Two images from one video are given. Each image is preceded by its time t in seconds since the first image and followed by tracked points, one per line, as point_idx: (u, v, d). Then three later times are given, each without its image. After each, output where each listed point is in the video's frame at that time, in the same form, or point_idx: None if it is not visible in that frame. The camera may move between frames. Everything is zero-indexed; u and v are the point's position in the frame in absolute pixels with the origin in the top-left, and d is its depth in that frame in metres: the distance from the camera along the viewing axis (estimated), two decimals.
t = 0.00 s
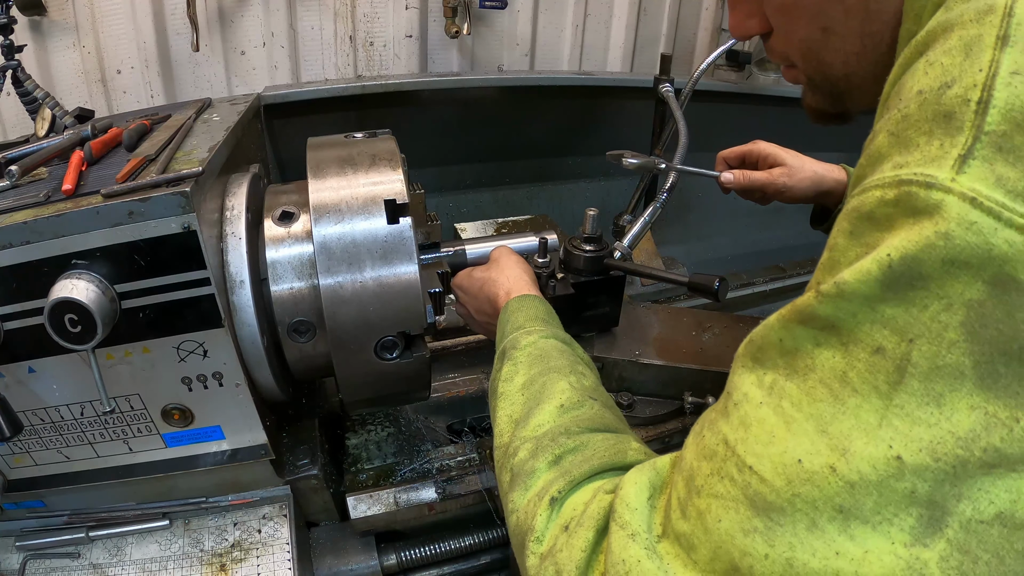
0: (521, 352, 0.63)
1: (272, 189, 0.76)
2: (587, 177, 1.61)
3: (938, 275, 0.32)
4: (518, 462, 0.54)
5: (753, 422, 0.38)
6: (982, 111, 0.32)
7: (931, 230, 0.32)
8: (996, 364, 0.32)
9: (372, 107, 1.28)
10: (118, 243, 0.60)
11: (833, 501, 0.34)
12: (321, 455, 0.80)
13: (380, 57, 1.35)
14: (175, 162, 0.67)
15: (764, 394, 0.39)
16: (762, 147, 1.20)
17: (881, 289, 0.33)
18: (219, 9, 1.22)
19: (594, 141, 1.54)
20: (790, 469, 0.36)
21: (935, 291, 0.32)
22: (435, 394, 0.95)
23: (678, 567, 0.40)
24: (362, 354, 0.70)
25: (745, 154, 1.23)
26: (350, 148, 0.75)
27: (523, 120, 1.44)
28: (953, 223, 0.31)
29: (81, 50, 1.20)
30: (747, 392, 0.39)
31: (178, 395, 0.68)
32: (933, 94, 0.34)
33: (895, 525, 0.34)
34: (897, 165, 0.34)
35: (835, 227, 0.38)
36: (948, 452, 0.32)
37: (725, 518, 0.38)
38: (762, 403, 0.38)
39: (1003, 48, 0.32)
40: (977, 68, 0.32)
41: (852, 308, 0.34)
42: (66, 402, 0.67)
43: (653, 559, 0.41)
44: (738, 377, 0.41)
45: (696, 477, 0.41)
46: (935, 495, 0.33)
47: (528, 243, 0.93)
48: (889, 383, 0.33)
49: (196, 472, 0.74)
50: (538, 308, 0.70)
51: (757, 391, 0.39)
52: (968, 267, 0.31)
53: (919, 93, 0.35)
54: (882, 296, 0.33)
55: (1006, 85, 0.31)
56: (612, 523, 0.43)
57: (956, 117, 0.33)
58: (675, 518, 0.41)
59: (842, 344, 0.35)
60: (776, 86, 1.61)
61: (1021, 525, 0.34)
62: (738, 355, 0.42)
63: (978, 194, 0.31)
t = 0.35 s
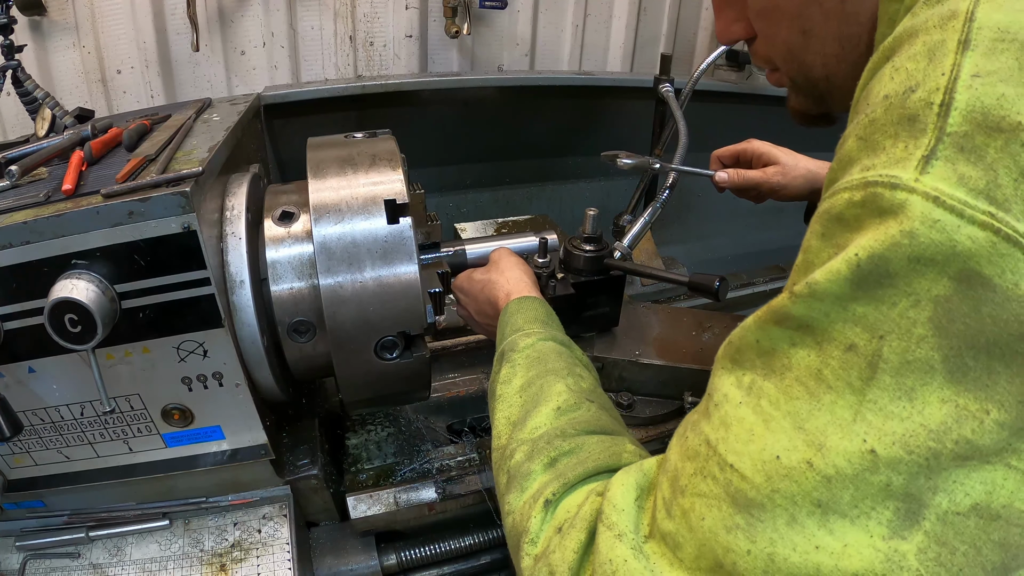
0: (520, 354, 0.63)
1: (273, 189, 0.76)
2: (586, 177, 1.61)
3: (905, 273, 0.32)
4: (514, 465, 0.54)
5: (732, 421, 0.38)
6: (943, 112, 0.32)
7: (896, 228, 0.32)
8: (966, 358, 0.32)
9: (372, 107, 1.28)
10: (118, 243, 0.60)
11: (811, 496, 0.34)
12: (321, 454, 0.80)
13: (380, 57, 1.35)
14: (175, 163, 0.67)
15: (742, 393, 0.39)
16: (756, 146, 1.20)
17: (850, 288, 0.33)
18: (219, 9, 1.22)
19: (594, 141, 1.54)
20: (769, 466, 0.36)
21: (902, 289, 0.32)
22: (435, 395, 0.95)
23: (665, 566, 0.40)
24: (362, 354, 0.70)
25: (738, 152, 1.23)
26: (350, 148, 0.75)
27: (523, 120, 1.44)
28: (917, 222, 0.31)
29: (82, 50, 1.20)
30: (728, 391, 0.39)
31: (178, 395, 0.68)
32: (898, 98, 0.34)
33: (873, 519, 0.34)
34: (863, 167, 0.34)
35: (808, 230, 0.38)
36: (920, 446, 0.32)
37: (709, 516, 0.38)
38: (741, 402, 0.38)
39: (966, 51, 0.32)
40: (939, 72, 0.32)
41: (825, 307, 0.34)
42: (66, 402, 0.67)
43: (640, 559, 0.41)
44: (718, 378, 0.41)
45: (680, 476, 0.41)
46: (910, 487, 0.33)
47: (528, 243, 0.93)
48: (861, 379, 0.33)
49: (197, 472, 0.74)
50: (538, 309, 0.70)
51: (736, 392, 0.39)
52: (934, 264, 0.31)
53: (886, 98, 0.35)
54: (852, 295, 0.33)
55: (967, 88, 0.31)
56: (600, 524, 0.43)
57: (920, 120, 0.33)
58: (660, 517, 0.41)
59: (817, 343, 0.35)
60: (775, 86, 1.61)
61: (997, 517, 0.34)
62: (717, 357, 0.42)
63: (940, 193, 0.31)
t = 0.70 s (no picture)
0: (520, 354, 0.63)
1: (273, 189, 0.76)
2: (586, 177, 1.61)
3: (901, 276, 0.32)
4: (513, 464, 0.54)
5: (729, 422, 0.38)
6: (939, 115, 0.32)
7: (892, 231, 0.32)
8: (961, 361, 0.32)
9: (372, 107, 1.28)
10: (118, 243, 0.60)
11: (807, 497, 0.34)
12: (321, 455, 0.80)
13: (380, 57, 1.35)
14: (175, 162, 0.67)
15: (739, 395, 0.39)
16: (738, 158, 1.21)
17: (847, 291, 0.33)
18: (219, 9, 1.22)
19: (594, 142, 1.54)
20: (765, 467, 0.36)
21: (898, 292, 0.32)
22: (435, 395, 0.96)
23: (662, 567, 0.40)
24: (362, 354, 0.70)
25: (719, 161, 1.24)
26: (351, 148, 0.75)
27: (523, 120, 1.44)
28: (912, 225, 0.31)
29: (82, 50, 1.20)
30: (726, 394, 0.39)
31: (179, 395, 0.68)
32: (894, 101, 0.34)
33: (868, 520, 0.34)
34: (860, 170, 0.34)
35: (806, 232, 0.38)
36: (915, 447, 0.32)
37: (705, 517, 0.38)
38: (738, 404, 0.38)
39: (962, 54, 0.32)
40: (935, 75, 0.32)
41: (822, 309, 0.34)
42: (66, 402, 0.67)
43: (637, 559, 0.41)
44: (716, 378, 0.41)
45: (676, 477, 0.41)
46: (906, 489, 0.33)
47: (528, 243, 0.93)
48: (858, 381, 0.33)
49: (197, 472, 0.74)
50: (538, 309, 0.70)
51: (734, 393, 0.39)
52: (929, 267, 0.31)
53: (882, 101, 0.35)
54: (848, 297, 0.33)
55: (962, 91, 0.31)
56: (598, 524, 0.44)
57: (916, 123, 0.33)
58: (657, 518, 0.41)
59: (814, 345, 0.35)
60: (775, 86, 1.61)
61: (996, 517, 0.34)
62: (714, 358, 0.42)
63: (935, 197, 0.31)
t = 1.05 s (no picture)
0: (520, 352, 0.63)
1: (273, 189, 0.76)
2: (586, 177, 1.61)
3: (925, 270, 0.32)
4: (516, 461, 0.54)
5: (746, 416, 0.38)
6: (964, 111, 0.32)
7: (916, 225, 0.32)
8: (982, 355, 0.32)
9: (372, 107, 1.28)
10: (118, 243, 0.60)
11: (826, 491, 0.34)
12: (321, 455, 0.80)
13: (380, 57, 1.35)
14: (175, 163, 0.67)
15: (756, 390, 0.39)
16: (709, 171, 1.21)
17: (869, 284, 0.33)
18: (219, 9, 1.22)
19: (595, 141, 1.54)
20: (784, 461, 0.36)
21: (922, 286, 0.32)
22: (435, 395, 0.96)
23: (674, 563, 0.40)
24: (361, 354, 0.70)
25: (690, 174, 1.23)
26: (351, 147, 0.75)
27: (523, 120, 1.44)
28: (937, 219, 0.31)
29: (82, 50, 1.20)
30: (741, 388, 0.39)
31: (179, 395, 0.68)
32: (918, 97, 0.34)
33: (887, 516, 0.34)
34: (883, 165, 0.35)
35: (826, 226, 0.38)
36: (937, 442, 0.32)
37: (720, 512, 0.38)
38: (755, 398, 0.38)
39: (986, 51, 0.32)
40: (959, 71, 0.32)
41: (843, 302, 0.34)
42: (66, 402, 0.67)
43: (648, 553, 0.41)
44: (732, 373, 0.41)
45: (689, 471, 0.41)
46: (925, 484, 0.33)
47: (528, 243, 0.93)
48: (879, 375, 0.33)
49: (196, 473, 0.74)
50: (537, 308, 0.70)
51: (750, 387, 0.39)
52: (954, 261, 0.31)
53: (905, 97, 0.35)
54: (871, 290, 0.33)
55: (987, 87, 0.31)
56: (608, 518, 0.44)
57: (939, 119, 0.33)
58: (668, 513, 0.41)
59: (833, 338, 0.35)
60: (776, 86, 1.61)
61: (1014, 514, 0.34)
62: (731, 351, 0.42)
63: (961, 190, 0.31)
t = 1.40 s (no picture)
0: (520, 352, 0.63)
1: (273, 189, 0.76)
2: (587, 177, 1.61)
3: (931, 276, 0.32)
4: (516, 462, 0.54)
5: (747, 421, 0.38)
6: (973, 115, 0.32)
7: (922, 231, 0.32)
8: (987, 363, 0.32)
9: (372, 107, 1.28)
10: (118, 243, 0.60)
11: (827, 499, 0.34)
12: (321, 455, 0.80)
13: (380, 57, 1.35)
14: (175, 163, 0.67)
15: (758, 394, 0.39)
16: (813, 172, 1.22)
17: (874, 290, 0.33)
18: (219, 9, 1.22)
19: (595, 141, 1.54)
20: (785, 468, 0.36)
21: (927, 292, 0.32)
22: (435, 394, 0.96)
23: (674, 567, 0.40)
24: (362, 354, 0.70)
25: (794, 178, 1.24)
26: (351, 148, 0.75)
27: (523, 120, 1.44)
28: (944, 224, 0.31)
29: (82, 50, 1.20)
30: (743, 392, 0.39)
31: (178, 395, 0.68)
32: (926, 100, 0.34)
33: (888, 524, 0.34)
34: (890, 168, 0.34)
35: (829, 229, 0.38)
36: (939, 451, 0.32)
37: (720, 517, 0.38)
38: (756, 403, 0.38)
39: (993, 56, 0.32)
40: (968, 73, 0.32)
41: (847, 308, 0.34)
42: (66, 402, 0.67)
43: (648, 557, 0.41)
44: (734, 377, 0.41)
45: (691, 476, 0.41)
46: (926, 492, 0.33)
47: (528, 243, 0.93)
48: (883, 382, 0.33)
49: (197, 472, 0.74)
50: (537, 308, 0.70)
51: (752, 392, 0.39)
52: (960, 268, 0.31)
53: (913, 98, 0.35)
54: (876, 296, 0.33)
55: (994, 91, 0.31)
56: (609, 521, 0.44)
57: (948, 122, 0.32)
58: (670, 517, 0.41)
59: (837, 344, 0.35)
60: (777, 86, 1.61)
61: (1015, 523, 0.34)
62: (734, 356, 0.42)
63: (968, 196, 0.31)
